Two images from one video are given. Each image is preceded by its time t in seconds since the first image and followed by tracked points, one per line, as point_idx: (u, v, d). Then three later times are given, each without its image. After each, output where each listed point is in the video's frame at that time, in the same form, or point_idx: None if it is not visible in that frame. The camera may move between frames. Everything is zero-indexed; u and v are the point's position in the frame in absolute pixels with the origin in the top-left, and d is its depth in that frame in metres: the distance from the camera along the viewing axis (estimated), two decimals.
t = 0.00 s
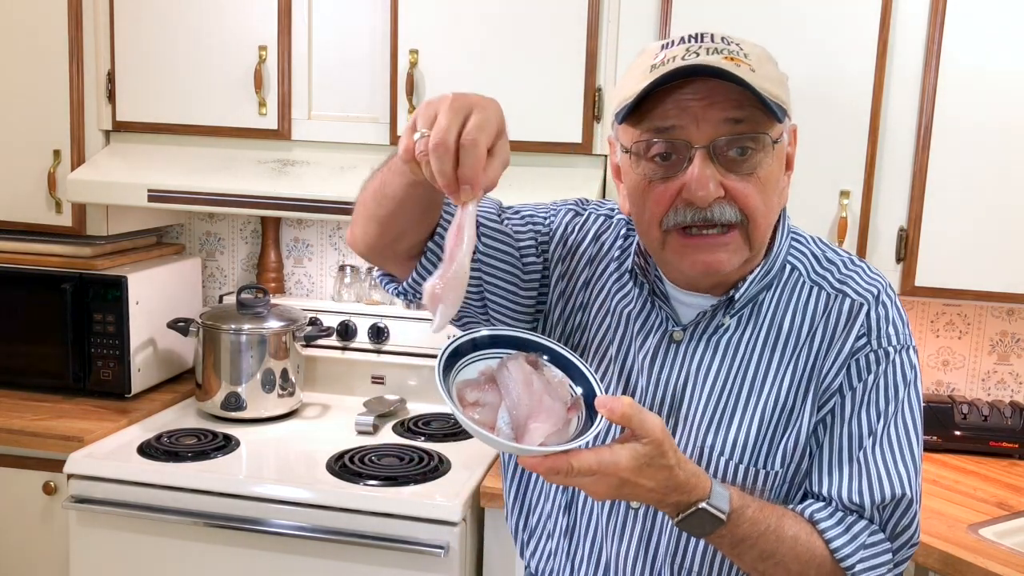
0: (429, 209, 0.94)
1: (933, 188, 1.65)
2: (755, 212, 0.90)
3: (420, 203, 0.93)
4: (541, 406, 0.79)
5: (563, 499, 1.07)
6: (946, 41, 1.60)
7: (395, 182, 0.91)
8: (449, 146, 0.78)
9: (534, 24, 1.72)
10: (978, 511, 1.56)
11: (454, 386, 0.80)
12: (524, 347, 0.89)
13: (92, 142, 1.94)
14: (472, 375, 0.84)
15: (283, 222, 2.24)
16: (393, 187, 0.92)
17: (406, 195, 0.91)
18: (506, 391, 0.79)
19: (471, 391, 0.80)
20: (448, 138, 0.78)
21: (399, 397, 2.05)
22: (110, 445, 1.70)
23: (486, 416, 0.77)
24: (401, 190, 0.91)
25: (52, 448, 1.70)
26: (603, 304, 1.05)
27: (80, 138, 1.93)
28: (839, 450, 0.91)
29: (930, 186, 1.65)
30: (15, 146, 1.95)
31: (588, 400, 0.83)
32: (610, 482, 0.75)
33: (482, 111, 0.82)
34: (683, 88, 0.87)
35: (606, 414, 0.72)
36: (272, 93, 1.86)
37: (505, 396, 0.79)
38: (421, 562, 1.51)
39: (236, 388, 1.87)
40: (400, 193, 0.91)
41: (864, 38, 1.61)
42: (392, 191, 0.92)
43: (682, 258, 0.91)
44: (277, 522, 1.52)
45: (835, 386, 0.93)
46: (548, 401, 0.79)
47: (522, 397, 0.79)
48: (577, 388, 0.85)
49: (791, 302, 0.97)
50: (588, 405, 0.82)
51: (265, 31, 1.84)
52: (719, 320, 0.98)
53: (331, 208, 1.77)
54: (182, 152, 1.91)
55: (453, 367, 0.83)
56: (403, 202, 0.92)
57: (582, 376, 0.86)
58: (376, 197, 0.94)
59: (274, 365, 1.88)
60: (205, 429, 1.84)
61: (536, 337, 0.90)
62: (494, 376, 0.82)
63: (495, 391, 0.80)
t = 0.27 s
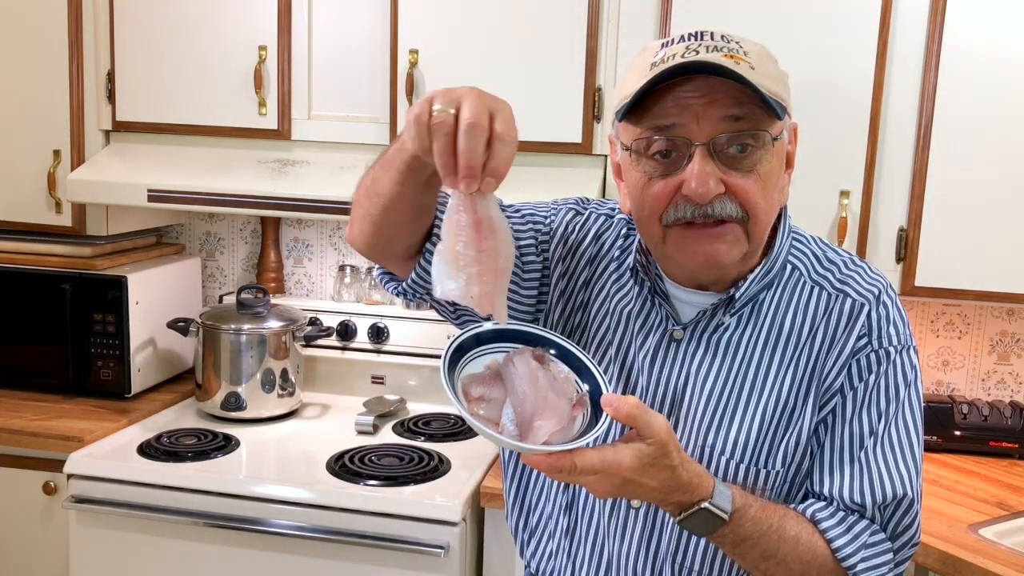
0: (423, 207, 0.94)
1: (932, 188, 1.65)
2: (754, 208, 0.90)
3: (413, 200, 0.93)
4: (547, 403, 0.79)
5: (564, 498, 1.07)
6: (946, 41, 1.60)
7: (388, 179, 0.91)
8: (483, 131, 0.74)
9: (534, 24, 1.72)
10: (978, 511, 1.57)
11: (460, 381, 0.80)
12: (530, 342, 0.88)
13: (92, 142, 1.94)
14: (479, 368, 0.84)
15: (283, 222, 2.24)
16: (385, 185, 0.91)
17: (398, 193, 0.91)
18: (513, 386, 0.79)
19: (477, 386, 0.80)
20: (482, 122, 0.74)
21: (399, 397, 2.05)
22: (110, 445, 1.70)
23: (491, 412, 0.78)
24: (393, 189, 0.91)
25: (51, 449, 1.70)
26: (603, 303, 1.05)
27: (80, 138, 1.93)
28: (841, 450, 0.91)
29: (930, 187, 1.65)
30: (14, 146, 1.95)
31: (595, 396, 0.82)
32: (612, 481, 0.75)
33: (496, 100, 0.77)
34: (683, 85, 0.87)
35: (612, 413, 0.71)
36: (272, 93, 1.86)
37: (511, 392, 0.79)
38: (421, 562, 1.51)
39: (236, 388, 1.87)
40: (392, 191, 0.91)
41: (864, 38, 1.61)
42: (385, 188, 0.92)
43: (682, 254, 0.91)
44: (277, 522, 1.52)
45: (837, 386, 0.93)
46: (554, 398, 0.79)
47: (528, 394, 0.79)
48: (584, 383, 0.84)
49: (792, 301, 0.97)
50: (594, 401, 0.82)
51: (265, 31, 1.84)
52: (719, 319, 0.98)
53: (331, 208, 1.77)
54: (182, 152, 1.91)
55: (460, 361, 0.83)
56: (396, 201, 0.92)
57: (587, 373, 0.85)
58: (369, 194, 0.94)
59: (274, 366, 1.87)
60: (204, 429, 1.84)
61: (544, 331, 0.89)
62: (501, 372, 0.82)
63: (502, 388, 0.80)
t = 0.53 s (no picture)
0: (413, 206, 0.94)
1: (933, 188, 1.65)
2: (753, 200, 0.89)
3: (403, 199, 0.93)
4: (552, 394, 0.79)
5: (562, 500, 1.06)
6: (946, 41, 1.60)
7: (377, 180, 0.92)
8: (483, 111, 0.77)
9: (535, 24, 1.72)
10: (978, 511, 1.56)
11: (465, 370, 0.80)
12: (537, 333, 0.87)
13: (92, 142, 1.94)
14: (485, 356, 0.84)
15: (283, 222, 2.24)
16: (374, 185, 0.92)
17: (387, 192, 0.92)
18: (518, 376, 0.79)
19: (482, 375, 0.80)
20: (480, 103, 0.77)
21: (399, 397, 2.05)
22: (110, 445, 1.70)
23: (496, 402, 0.78)
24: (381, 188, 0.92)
25: (51, 449, 1.70)
26: (603, 302, 1.05)
27: (80, 138, 1.93)
28: (842, 447, 0.91)
29: (930, 187, 1.65)
30: (14, 146, 1.95)
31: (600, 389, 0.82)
32: (615, 474, 0.75)
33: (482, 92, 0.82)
34: (681, 77, 0.87)
35: (617, 406, 0.72)
36: (272, 93, 1.86)
37: (517, 382, 0.79)
38: (421, 563, 1.51)
39: (236, 388, 1.87)
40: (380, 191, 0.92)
41: (864, 38, 1.61)
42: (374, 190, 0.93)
43: (681, 246, 0.90)
44: (277, 522, 1.52)
45: (837, 383, 0.93)
46: (559, 389, 0.79)
47: (534, 385, 0.79)
48: (588, 376, 0.84)
49: (792, 298, 0.97)
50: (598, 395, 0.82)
51: (265, 31, 1.84)
52: (719, 315, 0.98)
53: (330, 208, 1.77)
54: (182, 152, 1.91)
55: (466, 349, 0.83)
56: (384, 200, 0.92)
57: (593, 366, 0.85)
58: (360, 198, 0.95)
59: (274, 365, 1.87)
60: (204, 429, 1.84)
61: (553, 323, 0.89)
62: (507, 360, 0.82)
63: (508, 377, 0.80)
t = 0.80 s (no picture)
0: (418, 203, 0.94)
1: (933, 188, 1.65)
2: (752, 178, 0.90)
3: (408, 198, 0.93)
4: (561, 388, 0.79)
5: (562, 500, 1.06)
6: (946, 41, 1.60)
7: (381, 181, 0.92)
8: (472, 122, 0.76)
9: (535, 24, 1.72)
10: (978, 511, 1.56)
11: (474, 364, 0.81)
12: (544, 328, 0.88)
13: (92, 142, 1.94)
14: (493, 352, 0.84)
15: (283, 222, 2.24)
16: (379, 186, 0.92)
17: (392, 192, 0.91)
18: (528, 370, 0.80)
19: (491, 369, 0.80)
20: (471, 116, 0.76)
21: (399, 397, 2.04)
22: (110, 445, 1.70)
23: (505, 395, 0.78)
24: (386, 188, 0.91)
25: (51, 449, 1.70)
26: (604, 301, 1.05)
27: (80, 138, 1.93)
28: (849, 440, 0.91)
29: (930, 186, 1.65)
30: (14, 146, 1.95)
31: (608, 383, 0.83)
32: (625, 466, 0.75)
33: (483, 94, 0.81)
34: (679, 59, 0.90)
35: (626, 399, 0.71)
36: (272, 93, 1.86)
37: (526, 376, 0.80)
38: (421, 562, 1.51)
39: (236, 388, 1.87)
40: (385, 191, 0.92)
41: (864, 38, 1.61)
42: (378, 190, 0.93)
43: (680, 225, 0.90)
44: (277, 522, 1.52)
45: (844, 375, 0.93)
46: (568, 383, 0.80)
47: (543, 378, 0.79)
48: (598, 370, 0.84)
49: (794, 292, 0.97)
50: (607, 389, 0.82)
51: (265, 31, 1.84)
52: (721, 309, 0.98)
53: (330, 208, 1.77)
54: (182, 152, 1.91)
55: (473, 345, 0.83)
56: (389, 199, 0.92)
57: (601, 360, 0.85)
58: (365, 199, 0.95)
59: (274, 365, 1.87)
60: (204, 429, 1.84)
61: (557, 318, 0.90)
62: (515, 355, 0.82)
63: (516, 371, 0.80)
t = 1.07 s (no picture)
0: (416, 207, 0.94)
1: (933, 188, 1.65)
2: (752, 178, 0.90)
3: (406, 203, 0.93)
4: (563, 389, 0.79)
5: (562, 503, 1.06)
6: (946, 41, 1.60)
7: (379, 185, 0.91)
8: (479, 139, 0.75)
9: (535, 24, 1.72)
10: (978, 511, 1.56)
11: (477, 367, 0.81)
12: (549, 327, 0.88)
13: (92, 142, 1.94)
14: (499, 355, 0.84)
15: (283, 222, 2.24)
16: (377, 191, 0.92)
17: (390, 198, 0.92)
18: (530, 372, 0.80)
19: (495, 371, 0.81)
20: (476, 132, 0.75)
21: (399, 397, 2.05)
22: (110, 445, 1.70)
23: (507, 398, 0.79)
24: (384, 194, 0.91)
25: (51, 449, 1.70)
26: (603, 304, 1.05)
27: (80, 138, 1.93)
28: (850, 442, 0.91)
29: (930, 187, 1.65)
30: (14, 146, 1.95)
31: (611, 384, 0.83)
32: (627, 470, 0.75)
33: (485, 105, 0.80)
34: (679, 58, 0.90)
35: (630, 402, 0.71)
36: (272, 93, 1.86)
37: (529, 378, 0.80)
38: (421, 562, 1.51)
39: (236, 388, 1.87)
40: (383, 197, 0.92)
41: (864, 38, 1.61)
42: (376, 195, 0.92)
43: (680, 227, 0.90)
44: (277, 522, 1.52)
45: (844, 378, 0.93)
46: (570, 385, 0.79)
47: (545, 380, 0.79)
48: (601, 370, 0.85)
49: (794, 294, 0.97)
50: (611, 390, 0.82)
51: (265, 31, 1.84)
52: (720, 310, 0.98)
53: (331, 208, 1.77)
54: (182, 152, 1.91)
55: (478, 349, 0.84)
56: (388, 204, 0.92)
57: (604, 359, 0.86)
58: (362, 203, 0.95)
59: (274, 365, 1.87)
60: (204, 429, 1.84)
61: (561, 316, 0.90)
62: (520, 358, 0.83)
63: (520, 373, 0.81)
